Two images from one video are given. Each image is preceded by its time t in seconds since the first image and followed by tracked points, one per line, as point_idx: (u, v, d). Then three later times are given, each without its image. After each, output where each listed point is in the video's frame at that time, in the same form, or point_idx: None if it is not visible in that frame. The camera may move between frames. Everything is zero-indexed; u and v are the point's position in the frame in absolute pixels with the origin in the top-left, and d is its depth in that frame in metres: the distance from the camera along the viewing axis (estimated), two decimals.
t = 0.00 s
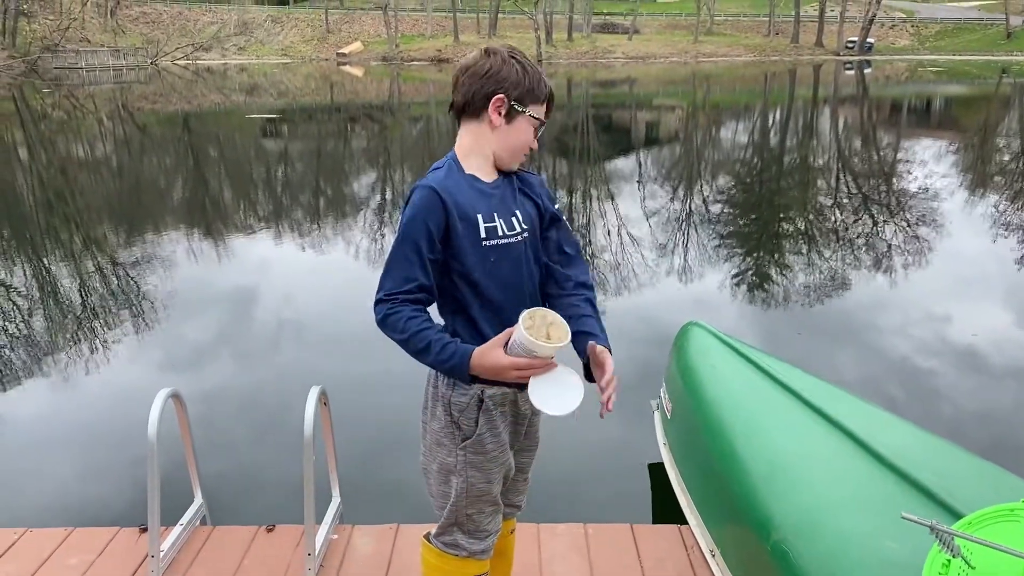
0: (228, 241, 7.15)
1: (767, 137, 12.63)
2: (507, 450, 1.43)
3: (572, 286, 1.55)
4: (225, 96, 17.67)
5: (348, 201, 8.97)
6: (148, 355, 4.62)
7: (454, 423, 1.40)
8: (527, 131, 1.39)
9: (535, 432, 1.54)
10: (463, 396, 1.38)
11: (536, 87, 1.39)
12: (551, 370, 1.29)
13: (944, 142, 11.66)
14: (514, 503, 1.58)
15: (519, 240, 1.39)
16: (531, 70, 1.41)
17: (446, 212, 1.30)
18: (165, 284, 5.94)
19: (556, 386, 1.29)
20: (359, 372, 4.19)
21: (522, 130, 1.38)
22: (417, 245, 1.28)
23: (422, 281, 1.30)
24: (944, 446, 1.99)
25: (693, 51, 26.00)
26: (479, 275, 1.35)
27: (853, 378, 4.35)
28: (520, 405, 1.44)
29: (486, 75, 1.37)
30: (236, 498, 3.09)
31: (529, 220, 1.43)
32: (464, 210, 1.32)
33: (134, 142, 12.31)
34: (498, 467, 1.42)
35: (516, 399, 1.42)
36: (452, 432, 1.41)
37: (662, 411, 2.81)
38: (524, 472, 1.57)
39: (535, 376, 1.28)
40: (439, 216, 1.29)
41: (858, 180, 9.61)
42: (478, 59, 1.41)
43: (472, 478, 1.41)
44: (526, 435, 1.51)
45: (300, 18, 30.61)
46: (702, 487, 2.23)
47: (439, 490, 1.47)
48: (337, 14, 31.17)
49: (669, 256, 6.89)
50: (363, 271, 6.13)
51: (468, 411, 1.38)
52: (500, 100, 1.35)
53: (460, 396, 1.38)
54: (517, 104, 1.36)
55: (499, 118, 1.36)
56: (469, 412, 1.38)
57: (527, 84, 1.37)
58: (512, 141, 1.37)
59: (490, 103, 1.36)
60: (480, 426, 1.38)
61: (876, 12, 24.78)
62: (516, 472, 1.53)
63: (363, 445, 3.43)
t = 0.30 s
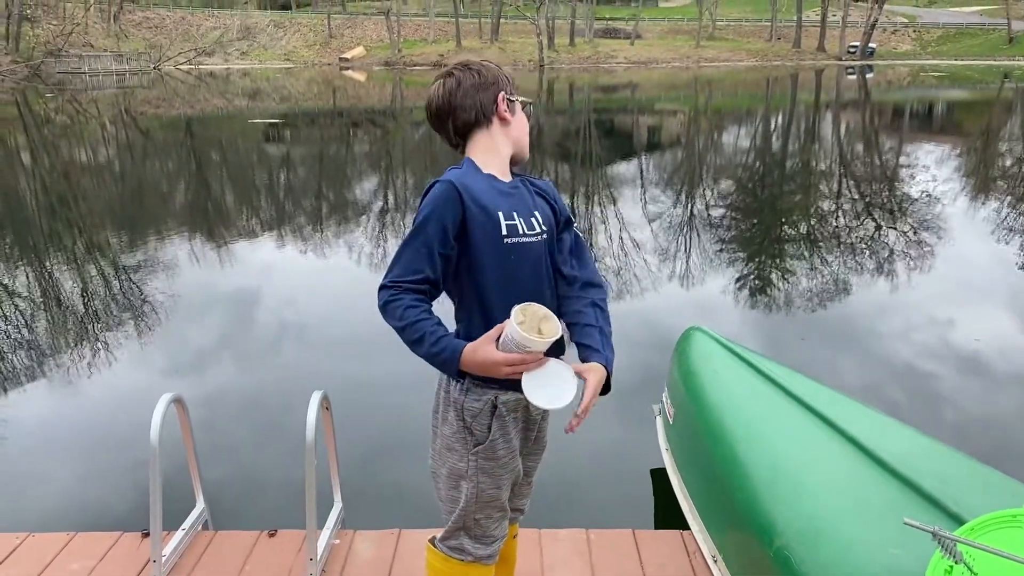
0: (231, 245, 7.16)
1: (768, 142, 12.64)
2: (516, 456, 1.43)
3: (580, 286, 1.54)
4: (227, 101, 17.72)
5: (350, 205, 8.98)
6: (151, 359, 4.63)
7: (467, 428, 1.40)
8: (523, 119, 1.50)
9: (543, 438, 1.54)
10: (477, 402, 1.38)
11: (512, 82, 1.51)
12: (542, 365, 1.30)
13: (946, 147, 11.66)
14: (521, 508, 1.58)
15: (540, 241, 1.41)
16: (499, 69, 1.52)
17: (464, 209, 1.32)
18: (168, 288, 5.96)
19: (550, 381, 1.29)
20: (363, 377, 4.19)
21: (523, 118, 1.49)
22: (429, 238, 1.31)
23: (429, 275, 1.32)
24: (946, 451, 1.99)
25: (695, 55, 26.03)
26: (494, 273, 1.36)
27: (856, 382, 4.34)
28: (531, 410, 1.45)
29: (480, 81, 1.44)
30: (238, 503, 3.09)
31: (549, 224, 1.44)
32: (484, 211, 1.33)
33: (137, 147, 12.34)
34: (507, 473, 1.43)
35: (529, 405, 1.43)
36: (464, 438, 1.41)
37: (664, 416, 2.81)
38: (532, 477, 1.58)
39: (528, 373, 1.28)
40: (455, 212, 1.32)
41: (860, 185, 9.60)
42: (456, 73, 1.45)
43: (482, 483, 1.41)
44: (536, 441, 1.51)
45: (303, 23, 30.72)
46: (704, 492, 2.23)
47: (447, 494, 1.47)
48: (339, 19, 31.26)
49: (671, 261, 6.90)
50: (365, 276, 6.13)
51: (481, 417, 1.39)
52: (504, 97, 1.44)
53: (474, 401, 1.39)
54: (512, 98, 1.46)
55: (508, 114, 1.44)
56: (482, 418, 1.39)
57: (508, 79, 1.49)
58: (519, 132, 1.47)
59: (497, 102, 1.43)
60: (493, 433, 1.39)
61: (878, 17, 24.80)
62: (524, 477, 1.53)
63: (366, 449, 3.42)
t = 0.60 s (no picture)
0: (232, 249, 7.17)
1: (770, 146, 12.65)
2: (523, 461, 1.44)
3: (577, 291, 1.55)
4: (229, 105, 17.77)
5: (352, 209, 9.00)
6: (152, 363, 4.63)
7: (475, 433, 1.41)
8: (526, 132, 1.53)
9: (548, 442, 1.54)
10: (486, 406, 1.39)
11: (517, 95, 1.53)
12: (555, 357, 1.31)
13: (947, 151, 11.67)
14: (526, 514, 1.59)
15: (543, 248, 1.42)
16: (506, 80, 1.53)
17: (474, 213, 1.32)
18: (169, 292, 5.97)
19: (566, 372, 1.31)
20: (365, 381, 4.19)
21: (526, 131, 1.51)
22: (439, 240, 1.30)
23: (438, 277, 1.32)
24: (946, 456, 1.99)
25: (696, 60, 26.06)
26: (501, 279, 1.37)
27: (858, 387, 4.33)
28: (539, 413, 1.45)
29: (492, 89, 1.45)
30: (240, 508, 3.09)
31: (548, 230, 1.45)
32: (493, 215, 1.34)
33: (139, 151, 12.38)
34: (514, 477, 1.43)
35: (536, 409, 1.43)
36: (472, 443, 1.41)
37: (666, 420, 2.81)
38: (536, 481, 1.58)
39: (541, 367, 1.29)
40: (466, 215, 1.32)
41: (862, 190, 9.60)
42: (468, 79, 1.46)
43: (490, 489, 1.41)
44: (542, 446, 1.52)
45: (305, 27, 30.82)
46: (705, 497, 2.23)
47: (454, 499, 1.47)
48: (341, 24, 31.33)
49: (672, 264, 6.90)
50: (367, 280, 6.14)
51: (490, 421, 1.39)
52: (513, 109, 1.45)
53: (483, 407, 1.39)
54: (520, 110, 1.48)
55: (515, 125, 1.46)
56: (490, 423, 1.39)
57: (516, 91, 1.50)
58: (523, 144, 1.49)
59: (507, 113, 1.44)
60: (501, 437, 1.39)
61: (879, 21, 24.83)
62: (530, 482, 1.53)
63: (366, 453, 3.42)
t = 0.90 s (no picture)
0: (233, 252, 7.18)
1: (771, 149, 12.66)
2: (525, 463, 1.44)
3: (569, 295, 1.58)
4: (231, 108, 17.81)
5: (352, 212, 9.01)
6: (153, 366, 4.64)
7: (477, 437, 1.40)
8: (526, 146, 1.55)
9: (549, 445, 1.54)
10: (488, 409, 1.39)
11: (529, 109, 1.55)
12: (570, 346, 1.34)
13: (948, 154, 11.68)
14: (525, 516, 1.58)
15: (544, 249, 1.43)
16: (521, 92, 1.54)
17: (486, 211, 1.32)
18: (170, 295, 5.97)
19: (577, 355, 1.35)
20: (366, 384, 4.19)
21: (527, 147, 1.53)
22: (454, 236, 1.29)
23: (450, 275, 1.30)
24: (947, 460, 1.99)
25: (697, 63, 26.09)
26: (507, 279, 1.38)
27: (859, 390, 4.33)
28: (539, 415, 1.45)
29: (509, 97, 1.45)
30: (241, 510, 3.09)
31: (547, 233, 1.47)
32: (502, 215, 1.34)
33: (140, 153, 12.39)
34: (516, 481, 1.43)
35: (535, 411, 1.44)
36: (473, 446, 1.41)
37: (666, 424, 2.80)
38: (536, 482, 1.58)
39: (558, 355, 1.32)
40: (480, 212, 1.31)
41: (863, 193, 9.59)
42: (489, 82, 1.46)
43: (492, 492, 1.41)
44: (543, 449, 1.52)
45: (307, 30, 30.87)
46: (706, 501, 2.22)
47: (455, 504, 1.46)
48: (342, 27, 31.40)
49: (673, 268, 6.90)
50: (368, 283, 6.15)
51: (492, 424, 1.39)
52: (524, 123, 1.47)
53: (484, 410, 1.39)
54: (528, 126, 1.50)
55: (521, 140, 1.48)
56: (493, 426, 1.39)
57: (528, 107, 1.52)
58: (524, 157, 1.51)
59: (518, 125, 1.46)
60: (503, 439, 1.39)
61: (880, 25, 24.86)
62: (531, 484, 1.53)
63: (366, 456, 3.42)
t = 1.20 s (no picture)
0: (234, 253, 7.18)
1: (771, 151, 12.66)
2: (523, 465, 1.43)
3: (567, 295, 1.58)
4: (231, 109, 17.83)
5: (353, 213, 9.01)
6: (153, 367, 4.64)
7: (476, 438, 1.40)
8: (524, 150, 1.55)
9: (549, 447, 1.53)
10: (486, 411, 1.39)
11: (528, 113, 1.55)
12: (568, 339, 1.33)
13: (949, 156, 11.67)
14: (524, 517, 1.58)
15: (542, 250, 1.43)
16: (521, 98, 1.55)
17: (484, 210, 1.32)
18: (171, 296, 5.98)
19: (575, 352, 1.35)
20: (366, 385, 4.19)
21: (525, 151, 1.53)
22: (451, 235, 1.29)
23: (448, 272, 1.30)
24: (947, 462, 1.99)
25: (698, 65, 26.10)
26: (506, 278, 1.38)
27: (860, 393, 4.33)
28: (538, 416, 1.45)
29: (507, 100, 1.45)
30: (241, 511, 3.09)
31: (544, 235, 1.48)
32: (501, 214, 1.34)
33: (141, 155, 12.41)
34: (515, 482, 1.42)
35: (533, 411, 1.43)
36: (472, 448, 1.40)
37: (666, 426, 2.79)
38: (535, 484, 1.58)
39: (557, 349, 1.32)
40: (478, 211, 1.31)
41: (863, 195, 9.59)
42: (487, 85, 1.46)
43: (491, 493, 1.41)
44: (542, 450, 1.51)
45: (308, 32, 30.89)
46: (706, 503, 2.22)
47: (454, 505, 1.46)
48: (343, 29, 31.43)
49: (673, 270, 6.90)
50: (369, 284, 6.15)
51: (490, 426, 1.39)
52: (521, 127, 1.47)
53: (482, 411, 1.39)
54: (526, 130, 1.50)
55: (518, 143, 1.48)
56: (491, 428, 1.39)
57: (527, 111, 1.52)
58: (521, 162, 1.51)
59: (515, 128, 1.46)
60: (502, 441, 1.39)
61: (881, 28, 24.86)
62: (530, 486, 1.53)
63: (365, 457, 3.42)
